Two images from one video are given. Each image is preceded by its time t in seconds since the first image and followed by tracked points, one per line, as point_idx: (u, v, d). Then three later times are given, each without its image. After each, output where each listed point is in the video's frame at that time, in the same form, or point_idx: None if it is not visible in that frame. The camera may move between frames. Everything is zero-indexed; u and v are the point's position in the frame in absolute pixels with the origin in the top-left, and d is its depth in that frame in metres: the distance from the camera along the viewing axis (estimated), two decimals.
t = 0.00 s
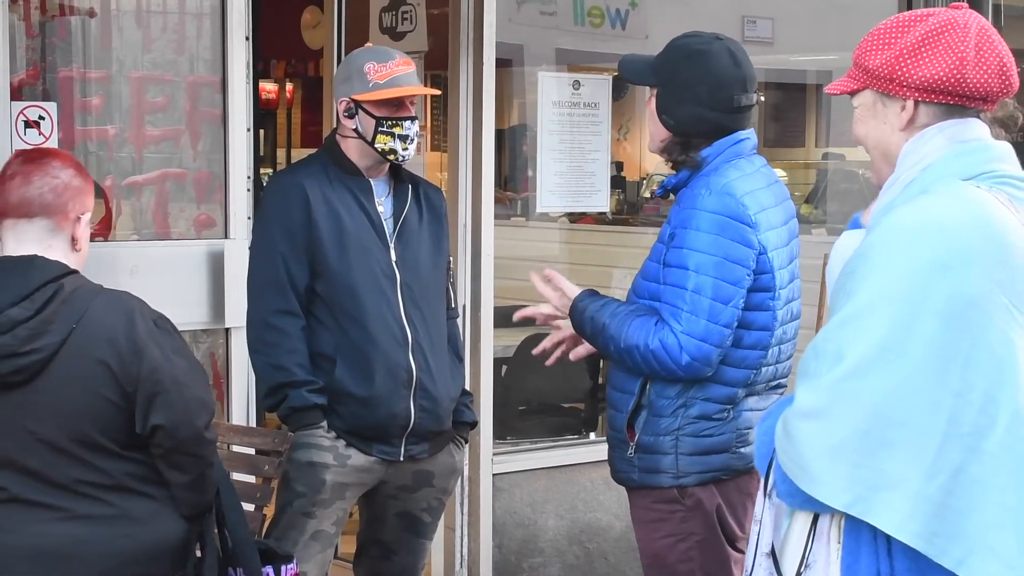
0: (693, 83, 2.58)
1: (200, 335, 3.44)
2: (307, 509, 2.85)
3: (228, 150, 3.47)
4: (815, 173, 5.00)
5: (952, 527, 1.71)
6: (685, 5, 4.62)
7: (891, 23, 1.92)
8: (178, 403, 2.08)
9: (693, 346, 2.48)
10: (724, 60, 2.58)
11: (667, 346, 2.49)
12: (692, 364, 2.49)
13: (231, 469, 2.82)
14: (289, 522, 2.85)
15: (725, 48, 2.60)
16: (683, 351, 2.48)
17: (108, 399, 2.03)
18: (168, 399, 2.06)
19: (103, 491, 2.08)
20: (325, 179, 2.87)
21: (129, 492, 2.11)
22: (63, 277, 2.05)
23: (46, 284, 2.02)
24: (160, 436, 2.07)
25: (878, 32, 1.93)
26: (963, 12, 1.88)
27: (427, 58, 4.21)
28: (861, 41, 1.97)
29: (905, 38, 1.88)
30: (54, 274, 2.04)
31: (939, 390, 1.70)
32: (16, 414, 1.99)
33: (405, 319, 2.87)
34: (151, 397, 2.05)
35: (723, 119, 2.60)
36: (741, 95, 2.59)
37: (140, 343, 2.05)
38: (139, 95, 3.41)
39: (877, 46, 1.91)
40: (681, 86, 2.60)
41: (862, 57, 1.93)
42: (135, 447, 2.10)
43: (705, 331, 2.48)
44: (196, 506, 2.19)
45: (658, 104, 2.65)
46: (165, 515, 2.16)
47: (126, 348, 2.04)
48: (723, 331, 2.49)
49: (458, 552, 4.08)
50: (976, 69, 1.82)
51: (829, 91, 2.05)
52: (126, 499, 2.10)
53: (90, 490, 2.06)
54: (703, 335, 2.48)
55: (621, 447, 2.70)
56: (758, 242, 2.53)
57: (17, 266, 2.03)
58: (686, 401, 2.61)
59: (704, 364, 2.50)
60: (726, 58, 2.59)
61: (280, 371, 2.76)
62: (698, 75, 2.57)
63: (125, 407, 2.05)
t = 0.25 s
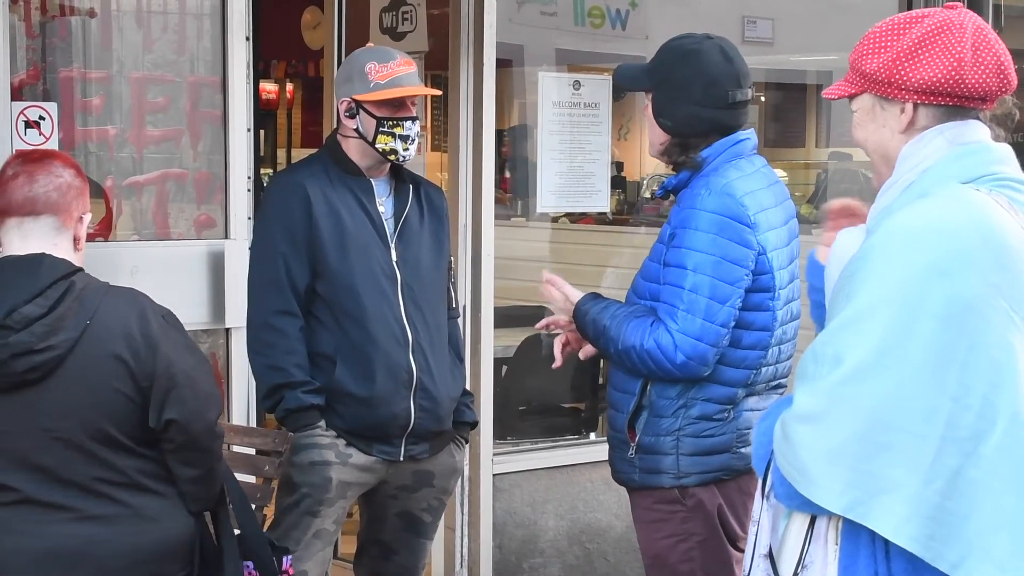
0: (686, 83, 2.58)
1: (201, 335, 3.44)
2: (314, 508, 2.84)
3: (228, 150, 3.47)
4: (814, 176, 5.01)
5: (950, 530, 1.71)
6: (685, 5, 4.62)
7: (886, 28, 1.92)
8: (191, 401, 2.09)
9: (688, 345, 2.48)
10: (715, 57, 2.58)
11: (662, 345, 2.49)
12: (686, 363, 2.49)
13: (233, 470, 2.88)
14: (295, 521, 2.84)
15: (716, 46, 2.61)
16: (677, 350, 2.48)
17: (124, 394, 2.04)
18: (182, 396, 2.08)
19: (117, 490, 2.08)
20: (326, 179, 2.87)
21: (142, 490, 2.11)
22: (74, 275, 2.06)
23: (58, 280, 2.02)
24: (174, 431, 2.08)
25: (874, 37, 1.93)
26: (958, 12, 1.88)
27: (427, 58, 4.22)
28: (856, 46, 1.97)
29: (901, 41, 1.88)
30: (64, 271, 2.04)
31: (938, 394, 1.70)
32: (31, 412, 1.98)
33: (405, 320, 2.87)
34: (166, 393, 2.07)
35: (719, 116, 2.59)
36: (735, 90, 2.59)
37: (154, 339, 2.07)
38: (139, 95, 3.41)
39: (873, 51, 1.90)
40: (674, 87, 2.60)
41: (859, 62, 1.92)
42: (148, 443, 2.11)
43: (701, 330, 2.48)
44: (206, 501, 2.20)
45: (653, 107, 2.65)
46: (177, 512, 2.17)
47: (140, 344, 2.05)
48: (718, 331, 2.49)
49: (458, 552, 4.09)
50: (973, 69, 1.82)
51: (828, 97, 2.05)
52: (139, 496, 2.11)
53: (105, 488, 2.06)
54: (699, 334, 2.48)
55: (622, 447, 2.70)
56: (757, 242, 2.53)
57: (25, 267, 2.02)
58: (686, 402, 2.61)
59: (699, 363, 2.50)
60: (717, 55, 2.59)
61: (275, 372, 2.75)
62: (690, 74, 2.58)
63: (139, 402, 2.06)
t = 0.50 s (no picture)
0: (677, 86, 2.58)
1: (199, 336, 3.44)
2: (308, 508, 2.84)
3: (227, 150, 3.47)
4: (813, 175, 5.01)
5: (949, 531, 1.71)
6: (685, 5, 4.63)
7: (874, 30, 1.94)
8: (197, 402, 2.11)
9: (688, 346, 2.48)
10: (704, 57, 2.59)
11: (661, 346, 2.49)
12: (686, 364, 2.49)
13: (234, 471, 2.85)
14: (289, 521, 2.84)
15: (705, 46, 2.61)
16: (677, 351, 2.48)
17: (130, 394, 2.04)
18: (189, 396, 2.10)
19: (123, 491, 2.08)
20: (324, 181, 2.87)
21: (148, 489, 2.11)
22: (80, 274, 2.05)
23: (64, 281, 2.01)
24: (180, 430, 2.09)
25: (863, 39, 1.95)
26: (945, 11, 1.90)
27: (426, 59, 4.22)
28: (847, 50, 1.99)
29: (888, 41, 1.89)
30: (70, 271, 2.02)
31: (935, 395, 1.70)
32: (39, 413, 1.97)
33: (402, 320, 2.87)
34: (173, 392, 2.08)
35: (713, 116, 2.58)
36: (727, 88, 2.58)
37: (161, 339, 2.08)
38: (138, 95, 3.41)
39: (863, 51, 1.92)
40: (666, 91, 2.61)
41: (849, 64, 1.94)
42: (153, 444, 2.11)
43: (700, 331, 2.48)
44: (207, 501, 2.22)
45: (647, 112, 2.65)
46: (179, 512, 2.17)
47: (148, 344, 2.06)
48: (717, 332, 2.49)
49: (457, 553, 4.09)
50: (963, 64, 1.82)
51: (821, 105, 2.06)
52: (145, 496, 2.11)
53: (111, 488, 2.06)
54: (698, 335, 2.48)
55: (621, 447, 2.70)
56: (757, 243, 2.53)
57: (30, 267, 2.01)
58: (685, 402, 2.61)
59: (698, 364, 2.50)
60: (706, 54, 2.59)
61: (272, 371, 2.76)
62: (681, 77, 2.58)
63: (145, 401, 2.07)
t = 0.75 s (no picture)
0: (672, 87, 2.58)
1: (199, 335, 3.45)
2: (306, 509, 2.84)
3: (226, 150, 3.47)
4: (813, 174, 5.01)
5: (947, 528, 1.71)
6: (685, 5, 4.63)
7: (881, 23, 1.93)
8: (198, 402, 2.11)
9: (698, 349, 2.47)
10: (698, 57, 2.58)
11: (672, 349, 2.48)
12: (696, 366, 2.49)
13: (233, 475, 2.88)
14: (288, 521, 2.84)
15: (698, 46, 2.60)
16: (688, 354, 2.48)
17: (130, 395, 2.03)
18: (190, 397, 2.10)
19: (124, 492, 2.08)
20: (319, 182, 2.87)
21: (147, 490, 2.11)
22: (81, 276, 2.05)
23: (65, 283, 2.00)
24: (181, 432, 2.09)
25: (870, 31, 1.93)
26: (952, 10, 1.90)
27: (425, 58, 4.22)
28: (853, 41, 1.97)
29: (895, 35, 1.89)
30: (71, 273, 2.02)
31: (932, 392, 1.70)
32: (39, 415, 1.97)
33: (400, 319, 2.87)
34: (174, 394, 2.08)
35: (709, 118, 2.58)
36: (722, 89, 2.57)
37: (162, 340, 2.08)
38: (136, 95, 3.41)
39: (869, 43, 1.91)
40: (661, 93, 2.60)
41: (853, 56, 1.92)
42: (154, 446, 2.11)
43: (709, 333, 2.48)
44: (207, 501, 2.22)
45: (643, 114, 2.64)
46: (179, 513, 2.17)
47: (149, 346, 2.06)
48: (727, 334, 2.49)
49: (456, 552, 4.07)
50: (968, 62, 1.82)
51: (822, 98, 2.05)
52: (144, 497, 2.11)
53: (112, 490, 2.06)
54: (708, 338, 2.47)
55: (620, 446, 2.70)
56: (760, 244, 2.53)
57: (31, 267, 2.01)
58: (684, 401, 2.61)
59: (708, 366, 2.50)
60: (700, 54, 2.58)
61: (274, 373, 2.75)
62: (675, 78, 2.57)
63: (146, 403, 2.06)
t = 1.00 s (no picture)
0: (673, 89, 2.58)
1: (199, 335, 3.45)
2: (309, 509, 2.85)
3: (227, 149, 3.47)
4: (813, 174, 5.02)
5: (949, 527, 1.71)
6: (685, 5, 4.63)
7: (883, 25, 1.93)
8: (199, 406, 2.10)
9: (702, 349, 2.47)
10: (697, 59, 2.58)
11: (676, 350, 2.48)
12: (700, 367, 2.48)
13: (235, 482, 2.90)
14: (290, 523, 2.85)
15: (698, 48, 2.60)
16: (692, 354, 2.47)
17: (130, 398, 2.03)
18: (191, 401, 2.09)
19: (125, 493, 2.08)
20: (321, 182, 2.87)
21: (147, 492, 2.11)
22: (83, 278, 2.05)
23: (68, 285, 2.01)
24: (182, 436, 2.09)
25: (872, 33, 1.94)
26: (955, 12, 1.89)
27: (425, 58, 4.23)
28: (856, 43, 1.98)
29: (896, 37, 1.89)
30: (74, 276, 2.03)
31: (934, 391, 1.70)
32: (40, 417, 1.98)
33: (401, 319, 2.87)
34: (176, 398, 2.07)
35: (710, 119, 2.58)
36: (723, 90, 2.57)
37: (163, 344, 2.07)
38: (137, 95, 3.40)
39: (870, 45, 1.91)
40: (662, 95, 2.60)
41: (855, 58, 1.93)
42: (154, 448, 2.11)
43: (714, 334, 2.47)
44: (208, 504, 2.21)
45: (644, 117, 2.64)
46: (179, 515, 2.16)
47: (149, 349, 2.05)
48: (731, 334, 2.49)
49: (456, 552, 4.08)
50: (967, 66, 1.82)
51: (828, 99, 2.05)
52: (144, 498, 2.11)
53: (112, 491, 2.06)
54: (712, 338, 2.47)
55: (620, 446, 2.70)
56: (763, 245, 2.53)
57: (36, 267, 2.02)
58: (685, 402, 2.61)
59: (712, 366, 2.49)
60: (699, 56, 2.59)
61: (275, 375, 2.75)
62: (676, 80, 2.57)
63: (146, 406, 2.06)
